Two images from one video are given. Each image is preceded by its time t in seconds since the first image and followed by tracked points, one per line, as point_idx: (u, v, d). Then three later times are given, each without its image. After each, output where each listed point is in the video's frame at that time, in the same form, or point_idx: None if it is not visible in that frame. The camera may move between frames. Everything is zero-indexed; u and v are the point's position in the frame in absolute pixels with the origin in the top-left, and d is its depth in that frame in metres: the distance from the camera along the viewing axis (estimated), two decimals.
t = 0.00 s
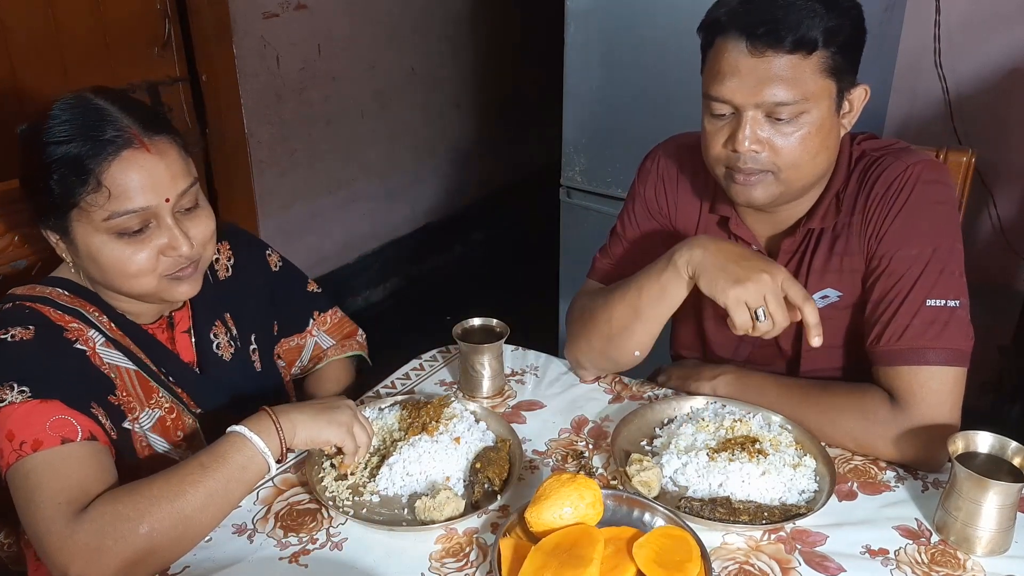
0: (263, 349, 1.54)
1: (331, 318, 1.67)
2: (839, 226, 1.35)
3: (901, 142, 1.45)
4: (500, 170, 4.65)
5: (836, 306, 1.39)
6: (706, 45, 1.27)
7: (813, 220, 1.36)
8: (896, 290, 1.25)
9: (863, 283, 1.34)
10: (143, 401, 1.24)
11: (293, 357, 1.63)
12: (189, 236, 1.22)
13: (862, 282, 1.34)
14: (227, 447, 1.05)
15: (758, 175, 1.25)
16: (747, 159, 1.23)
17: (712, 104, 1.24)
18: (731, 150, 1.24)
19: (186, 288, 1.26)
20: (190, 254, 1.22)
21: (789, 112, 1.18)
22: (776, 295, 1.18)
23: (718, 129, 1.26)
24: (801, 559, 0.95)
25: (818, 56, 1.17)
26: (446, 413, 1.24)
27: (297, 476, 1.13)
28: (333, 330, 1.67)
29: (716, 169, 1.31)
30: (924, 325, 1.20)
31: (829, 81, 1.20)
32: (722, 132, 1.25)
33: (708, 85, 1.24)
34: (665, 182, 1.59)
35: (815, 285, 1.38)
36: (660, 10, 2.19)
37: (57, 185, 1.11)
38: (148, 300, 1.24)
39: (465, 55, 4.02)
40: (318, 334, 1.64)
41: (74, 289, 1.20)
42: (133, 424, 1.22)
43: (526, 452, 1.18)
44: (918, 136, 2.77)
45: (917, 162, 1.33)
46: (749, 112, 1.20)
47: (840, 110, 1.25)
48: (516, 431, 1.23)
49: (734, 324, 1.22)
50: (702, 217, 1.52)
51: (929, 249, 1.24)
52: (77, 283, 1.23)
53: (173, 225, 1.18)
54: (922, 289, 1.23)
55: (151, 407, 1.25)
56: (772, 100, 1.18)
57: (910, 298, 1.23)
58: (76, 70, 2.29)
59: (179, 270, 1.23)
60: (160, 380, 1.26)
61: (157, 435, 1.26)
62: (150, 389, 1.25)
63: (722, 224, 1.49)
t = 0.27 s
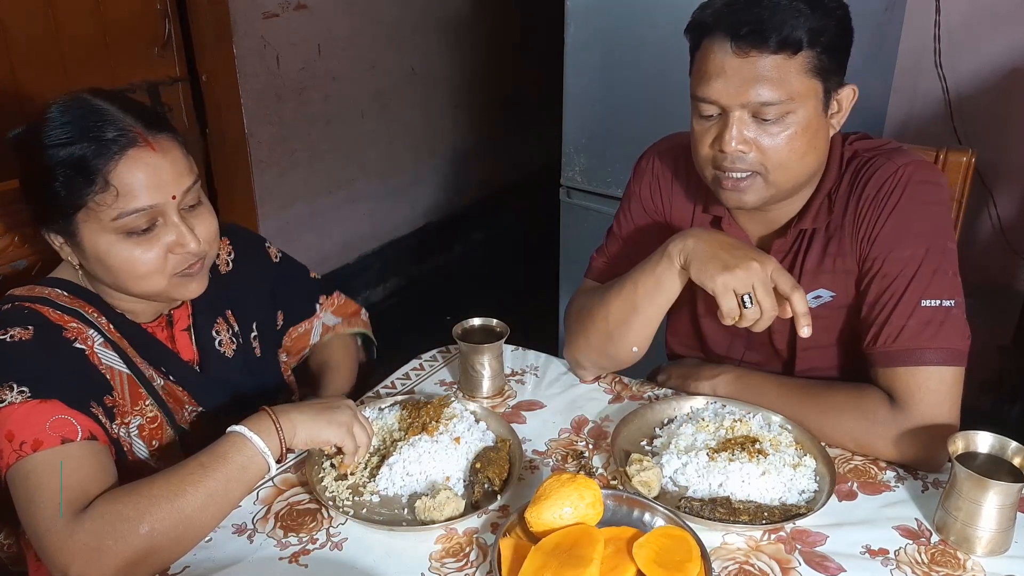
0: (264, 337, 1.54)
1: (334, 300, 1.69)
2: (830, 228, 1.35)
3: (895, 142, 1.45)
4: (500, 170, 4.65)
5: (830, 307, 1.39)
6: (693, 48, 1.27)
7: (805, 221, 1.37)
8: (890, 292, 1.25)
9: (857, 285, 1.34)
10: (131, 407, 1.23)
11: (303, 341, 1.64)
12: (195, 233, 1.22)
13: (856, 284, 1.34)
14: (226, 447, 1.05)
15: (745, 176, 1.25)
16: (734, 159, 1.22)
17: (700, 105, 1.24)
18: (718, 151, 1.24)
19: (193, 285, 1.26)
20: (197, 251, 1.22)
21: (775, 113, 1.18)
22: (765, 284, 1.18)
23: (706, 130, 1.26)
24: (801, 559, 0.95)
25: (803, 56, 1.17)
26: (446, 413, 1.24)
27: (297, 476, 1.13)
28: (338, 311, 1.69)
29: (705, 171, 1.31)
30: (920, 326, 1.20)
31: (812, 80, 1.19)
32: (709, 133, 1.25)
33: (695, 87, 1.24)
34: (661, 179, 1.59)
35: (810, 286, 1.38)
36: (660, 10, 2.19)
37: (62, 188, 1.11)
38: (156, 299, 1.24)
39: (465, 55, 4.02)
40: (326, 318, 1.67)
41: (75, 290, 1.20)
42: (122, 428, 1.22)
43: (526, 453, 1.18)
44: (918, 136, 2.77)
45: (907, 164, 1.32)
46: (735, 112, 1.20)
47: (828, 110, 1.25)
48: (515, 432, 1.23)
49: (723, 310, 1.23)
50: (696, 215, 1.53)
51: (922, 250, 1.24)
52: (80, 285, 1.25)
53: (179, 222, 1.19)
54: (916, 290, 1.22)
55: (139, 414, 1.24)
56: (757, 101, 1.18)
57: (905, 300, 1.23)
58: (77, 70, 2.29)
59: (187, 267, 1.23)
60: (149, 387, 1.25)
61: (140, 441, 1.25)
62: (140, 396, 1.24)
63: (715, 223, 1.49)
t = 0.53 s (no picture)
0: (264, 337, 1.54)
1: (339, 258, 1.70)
2: (831, 228, 1.35)
3: (895, 142, 1.45)
4: (500, 170, 4.65)
5: (830, 307, 1.39)
6: (692, 47, 1.27)
7: (805, 221, 1.37)
8: (891, 291, 1.25)
9: (857, 284, 1.34)
10: (137, 402, 1.23)
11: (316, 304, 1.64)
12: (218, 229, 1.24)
13: (856, 284, 1.34)
14: (225, 447, 1.05)
15: (748, 176, 1.25)
16: (737, 158, 1.23)
17: (701, 104, 1.24)
18: (721, 149, 1.23)
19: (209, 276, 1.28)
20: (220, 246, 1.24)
21: (777, 110, 1.18)
22: (766, 283, 1.18)
23: (707, 129, 1.26)
24: (802, 559, 0.95)
25: (804, 54, 1.17)
26: (446, 413, 1.24)
27: (297, 476, 1.13)
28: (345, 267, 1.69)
29: (708, 171, 1.31)
30: (921, 326, 1.20)
31: (814, 79, 1.19)
32: (712, 132, 1.25)
33: (696, 86, 1.24)
34: (660, 179, 1.59)
35: (810, 286, 1.38)
36: (660, 10, 2.19)
37: (90, 187, 1.10)
38: (175, 293, 1.24)
39: (465, 55, 4.02)
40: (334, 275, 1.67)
41: (72, 288, 1.20)
42: (126, 425, 1.22)
43: (526, 452, 1.18)
44: (918, 136, 2.77)
45: (908, 163, 1.33)
46: (737, 110, 1.20)
47: (828, 110, 1.26)
48: (516, 432, 1.23)
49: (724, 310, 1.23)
50: (696, 215, 1.53)
51: (923, 249, 1.24)
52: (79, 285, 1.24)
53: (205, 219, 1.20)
54: (917, 289, 1.22)
55: (145, 408, 1.25)
56: (760, 98, 1.18)
57: (905, 299, 1.23)
58: (77, 70, 2.29)
59: (207, 262, 1.24)
60: (152, 381, 1.26)
61: (147, 436, 1.26)
62: (144, 391, 1.25)
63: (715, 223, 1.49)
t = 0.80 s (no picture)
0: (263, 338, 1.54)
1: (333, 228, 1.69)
2: (836, 227, 1.35)
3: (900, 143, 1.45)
4: (500, 170, 4.65)
5: (834, 306, 1.39)
6: (715, 36, 1.26)
7: (813, 215, 1.36)
8: (894, 291, 1.25)
9: (861, 284, 1.34)
10: (134, 401, 1.24)
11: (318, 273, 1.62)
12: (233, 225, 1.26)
13: (860, 283, 1.34)
14: (225, 448, 1.05)
15: (782, 160, 1.23)
16: (773, 141, 1.21)
17: (730, 88, 1.23)
18: (758, 133, 1.21)
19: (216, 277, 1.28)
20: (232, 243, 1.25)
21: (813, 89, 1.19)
22: (755, 285, 1.18)
23: (738, 114, 1.24)
24: (801, 559, 0.95)
25: (835, 37, 1.20)
26: (447, 413, 1.24)
27: (297, 476, 1.13)
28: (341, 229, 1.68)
29: (735, 161, 1.28)
30: (923, 325, 1.20)
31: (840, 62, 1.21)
32: (745, 115, 1.23)
33: (723, 71, 1.23)
34: (662, 181, 1.60)
35: (813, 285, 1.38)
36: (660, 11, 2.19)
37: (112, 169, 1.12)
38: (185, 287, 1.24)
39: (465, 56, 4.02)
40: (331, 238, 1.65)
41: (69, 285, 1.20)
42: (125, 424, 1.22)
43: (525, 453, 1.18)
44: (918, 136, 2.77)
45: (915, 163, 1.33)
46: (775, 91, 1.19)
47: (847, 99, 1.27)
48: (516, 432, 1.23)
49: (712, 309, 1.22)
50: (699, 215, 1.53)
51: (927, 249, 1.24)
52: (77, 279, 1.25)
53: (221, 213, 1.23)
54: (920, 289, 1.22)
55: (143, 407, 1.25)
56: (798, 78, 1.18)
57: (908, 299, 1.23)
58: (76, 70, 2.29)
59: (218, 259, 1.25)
60: (151, 379, 1.26)
61: (145, 435, 1.26)
62: (142, 390, 1.25)
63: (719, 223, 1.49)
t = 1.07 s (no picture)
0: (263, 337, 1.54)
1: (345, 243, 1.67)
2: (839, 227, 1.36)
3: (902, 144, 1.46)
4: (500, 171, 4.66)
5: (836, 306, 1.39)
6: (719, 44, 1.26)
7: (817, 221, 1.36)
8: (896, 290, 1.25)
9: (863, 283, 1.34)
10: (140, 401, 1.25)
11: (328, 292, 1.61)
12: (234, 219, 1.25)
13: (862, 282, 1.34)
14: (227, 445, 1.05)
15: (777, 178, 1.25)
16: (768, 157, 1.23)
17: (729, 102, 1.24)
18: (752, 148, 1.23)
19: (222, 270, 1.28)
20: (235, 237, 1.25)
21: (810, 110, 1.19)
22: (748, 292, 1.18)
23: (736, 129, 1.25)
24: (801, 559, 0.95)
25: (838, 55, 1.18)
26: (447, 412, 1.24)
27: (297, 476, 1.14)
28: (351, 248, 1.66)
29: (732, 173, 1.30)
30: (924, 325, 1.21)
31: (844, 78, 1.20)
32: (741, 131, 1.25)
33: (724, 83, 1.24)
34: (666, 182, 1.60)
35: (815, 285, 1.39)
36: (660, 11, 2.19)
37: (113, 168, 1.12)
38: (191, 283, 1.25)
39: (465, 56, 4.02)
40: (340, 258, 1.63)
41: (81, 284, 1.21)
42: (131, 424, 1.23)
43: (525, 452, 1.18)
44: (918, 136, 2.78)
45: (918, 163, 1.33)
46: (771, 110, 1.20)
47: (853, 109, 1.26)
48: (516, 431, 1.23)
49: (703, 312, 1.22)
50: (702, 217, 1.53)
51: (929, 249, 1.24)
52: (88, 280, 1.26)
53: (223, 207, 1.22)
54: (922, 288, 1.23)
55: (149, 408, 1.26)
56: (794, 98, 1.18)
57: (909, 299, 1.23)
58: (76, 70, 2.29)
59: (222, 253, 1.25)
60: (158, 380, 1.27)
61: (150, 436, 1.27)
62: (149, 390, 1.26)
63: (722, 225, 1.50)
